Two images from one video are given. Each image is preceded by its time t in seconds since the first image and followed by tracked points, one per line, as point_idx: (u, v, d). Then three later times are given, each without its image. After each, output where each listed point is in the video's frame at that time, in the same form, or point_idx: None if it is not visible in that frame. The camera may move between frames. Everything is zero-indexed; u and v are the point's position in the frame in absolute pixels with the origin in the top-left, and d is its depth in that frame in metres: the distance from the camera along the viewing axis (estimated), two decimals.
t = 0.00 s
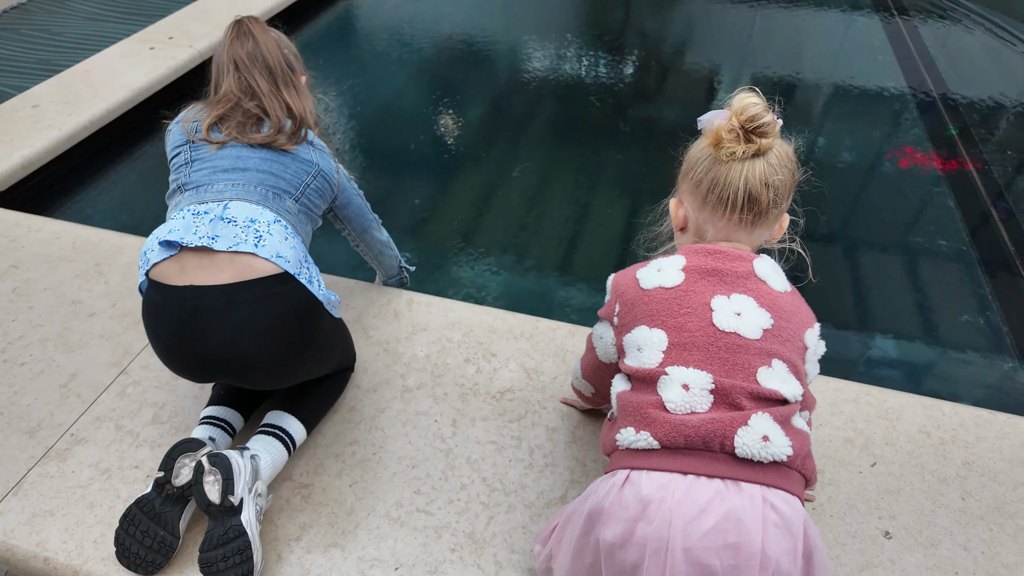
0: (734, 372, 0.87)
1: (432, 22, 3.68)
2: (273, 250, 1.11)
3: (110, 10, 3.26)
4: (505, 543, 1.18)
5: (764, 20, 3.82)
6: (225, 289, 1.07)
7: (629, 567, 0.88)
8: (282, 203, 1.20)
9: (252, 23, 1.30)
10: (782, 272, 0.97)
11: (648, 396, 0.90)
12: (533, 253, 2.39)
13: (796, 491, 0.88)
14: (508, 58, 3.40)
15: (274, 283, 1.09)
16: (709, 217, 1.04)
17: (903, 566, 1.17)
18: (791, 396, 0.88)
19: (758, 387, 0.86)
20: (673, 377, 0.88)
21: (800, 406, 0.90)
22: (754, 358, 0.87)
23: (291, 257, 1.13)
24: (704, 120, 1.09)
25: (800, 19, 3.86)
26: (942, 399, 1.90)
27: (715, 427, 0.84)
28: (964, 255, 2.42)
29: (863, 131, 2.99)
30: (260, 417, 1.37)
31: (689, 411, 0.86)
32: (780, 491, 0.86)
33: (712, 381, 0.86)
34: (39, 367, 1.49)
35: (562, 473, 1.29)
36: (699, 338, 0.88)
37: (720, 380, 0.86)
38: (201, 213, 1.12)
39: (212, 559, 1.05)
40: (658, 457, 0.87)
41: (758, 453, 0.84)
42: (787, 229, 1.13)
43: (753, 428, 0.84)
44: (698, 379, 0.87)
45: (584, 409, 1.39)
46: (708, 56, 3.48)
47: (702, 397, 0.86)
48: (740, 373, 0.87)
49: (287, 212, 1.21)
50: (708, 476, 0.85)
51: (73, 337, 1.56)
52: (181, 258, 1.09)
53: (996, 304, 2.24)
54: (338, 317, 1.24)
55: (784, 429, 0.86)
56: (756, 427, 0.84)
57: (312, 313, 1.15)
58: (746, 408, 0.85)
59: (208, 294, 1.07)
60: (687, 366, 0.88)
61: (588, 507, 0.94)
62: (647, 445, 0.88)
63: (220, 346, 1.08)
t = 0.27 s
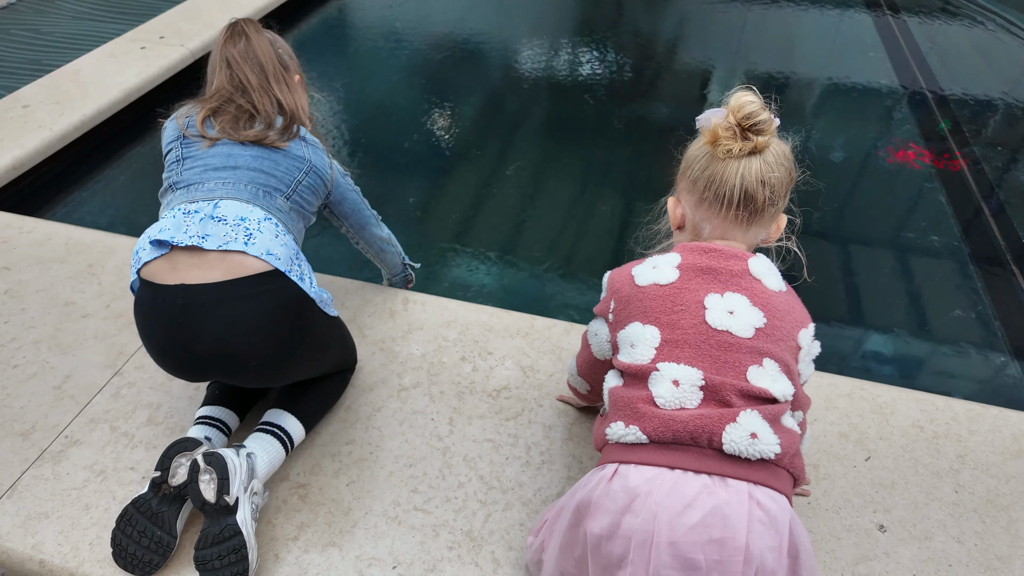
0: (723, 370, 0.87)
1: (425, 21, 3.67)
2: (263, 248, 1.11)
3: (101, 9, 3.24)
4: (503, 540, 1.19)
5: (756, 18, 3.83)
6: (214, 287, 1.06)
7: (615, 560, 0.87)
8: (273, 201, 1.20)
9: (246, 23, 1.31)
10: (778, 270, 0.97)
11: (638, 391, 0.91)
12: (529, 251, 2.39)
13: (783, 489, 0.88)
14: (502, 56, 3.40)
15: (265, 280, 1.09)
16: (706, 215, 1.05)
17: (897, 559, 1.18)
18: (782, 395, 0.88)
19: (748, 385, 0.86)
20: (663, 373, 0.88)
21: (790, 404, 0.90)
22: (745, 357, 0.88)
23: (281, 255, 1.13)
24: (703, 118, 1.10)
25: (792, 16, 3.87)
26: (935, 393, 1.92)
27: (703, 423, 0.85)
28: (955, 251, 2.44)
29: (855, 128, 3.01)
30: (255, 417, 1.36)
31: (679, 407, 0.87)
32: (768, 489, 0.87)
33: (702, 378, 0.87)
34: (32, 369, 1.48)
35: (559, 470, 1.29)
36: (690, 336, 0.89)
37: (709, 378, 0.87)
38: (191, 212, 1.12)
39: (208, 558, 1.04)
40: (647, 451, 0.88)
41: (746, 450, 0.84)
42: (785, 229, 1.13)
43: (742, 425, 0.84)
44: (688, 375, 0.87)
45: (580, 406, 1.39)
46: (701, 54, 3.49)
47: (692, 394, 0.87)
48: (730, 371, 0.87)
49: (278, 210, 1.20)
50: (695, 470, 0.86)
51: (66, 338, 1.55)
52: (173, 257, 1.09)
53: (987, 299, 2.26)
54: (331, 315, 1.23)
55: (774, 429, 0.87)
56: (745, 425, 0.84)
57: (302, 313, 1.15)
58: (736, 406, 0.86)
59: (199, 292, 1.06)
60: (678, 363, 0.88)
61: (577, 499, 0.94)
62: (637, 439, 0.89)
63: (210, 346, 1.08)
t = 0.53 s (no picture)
0: (714, 378, 0.86)
1: (416, 19, 3.65)
2: (247, 252, 1.09)
3: (89, 9, 3.21)
4: (497, 540, 1.18)
5: (748, 15, 3.84)
6: (199, 293, 1.05)
7: (603, 569, 0.88)
8: (260, 206, 1.18)
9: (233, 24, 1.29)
10: (772, 275, 0.96)
11: (627, 399, 0.91)
12: (523, 249, 2.39)
13: (774, 500, 0.88)
14: (494, 54, 3.39)
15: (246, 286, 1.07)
16: (703, 220, 1.04)
17: (891, 553, 1.19)
18: (771, 405, 0.87)
19: (738, 394, 0.86)
20: (652, 381, 0.87)
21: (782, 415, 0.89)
22: (736, 366, 0.87)
23: (267, 260, 1.12)
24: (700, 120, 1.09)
25: (783, 13, 3.87)
26: (928, 388, 1.92)
27: (691, 433, 0.84)
28: (947, 245, 2.45)
29: (846, 124, 3.01)
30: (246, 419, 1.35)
31: (667, 415, 0.86)
32: (756, 501, 0.86)
33: (691, 386, 0.86)
34: (20, 372, 1.47)
35: (552, 469, 1.29)
36: (681, 343, 0.88)
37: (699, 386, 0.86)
38: (176, 216, 1.11)
39: (195, 562, 1.03)
40: (636, 460, 0.88)
41: (735, 461, 0.83)
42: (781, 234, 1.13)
43: (732, 435, 0.84)
44: (677, 383, 0.86)
45: (574, 404, 1.39)
46: (693, 51, 3.49)
47: (681, 403, 0.86)
48: (720, 380, 0.87)
49: (265, 215, 1.19)
50: (684, 481, 0.86)
51: (55, 341, 1.53)
52: (157, 262, 1.08)
53: (979, 294, 2.27)
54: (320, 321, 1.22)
55: (765, 439, 0.86)
56: (735, 435, 0.84)
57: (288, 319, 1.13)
58: (726, 416, 0.85)
59: (183, 299, 1.05)
60: (667, 371, 0.87)
61: (566, 508, 0.95)
62: (625, 448, 0.88)
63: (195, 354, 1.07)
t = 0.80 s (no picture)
0: (711, 421, 0.86)
1: (406, 16, 3.64)
2: (208, 252, 1.07)
3: (75, 10, 3.18)
4: (491, 539, 1.18)
5: (738, 9, 3.83)
6: (160, 296, 1.04)
7: None
8: (212, 203, 1.16)
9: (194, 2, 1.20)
10: (777, 306, 0.95)
11: (621, 441, 0.90)
12: (516, 246, 2.38)
13: (770, 553, 0.87)
14: (485, 51, 3.37)
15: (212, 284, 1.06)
16: (715, 249, 1.01)
17: (885, 545, 1.19)
18: (770, 452, 0.87)
19: (736, 440, 0.86)
20: (646, 424, 0.87)
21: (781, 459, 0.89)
22: (735, 408, 0.87)
23: (228, 257, 1.09)
24: (709, 140, 1.04)
25: (773, 7, 3.87)
26: (921, 379, 1.93)
27: (686, 483, 0.84)
28: (939, 237, 2.46)
29: (837, 118, 3.02)
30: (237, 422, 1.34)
31: (662, 461, 0.86)
32: (756, 555, 0.86)
33: (686, 431, 0.86)
34: (7, 377, 1.45)
35: (546, 467, 1.29)
36: (677, 382, 0.88)
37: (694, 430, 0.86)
38: (127, 219, 1.09)
39: (195, 570, 1.02)
40: (626, 507, 0.87)
41: (731, 513, 0.83)
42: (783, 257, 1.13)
43: (728, 486, 0.83)
44: (672, 428, 0.86)
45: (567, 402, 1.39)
46: (684, 46, 3.48)
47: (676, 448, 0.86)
48: (718, 424, 0.86)
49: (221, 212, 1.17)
50: (675, 534, 0.85)
51: (43, 345, 1.52)
52: (113, 265, 1.05)
53: (970, 285, 2.27)
54: (297, 311, 1.21)
55: (763, 489, 0.86)
56: (731, 486, 0.83)
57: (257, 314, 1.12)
58: (724, 464, 0.85)
59: (144, 303, 1.04)
60: (662, 413, 0.87)
61: (551, 552, 0.94)
62: (616, 493, 0.88)
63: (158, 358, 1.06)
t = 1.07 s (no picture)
0: (717, 489, 0.82)
1: (396, 13, 3.62)
2: (97, 247, 1.03)
3: (61, 10, 3.15)
4: (487, 537, 1.18)
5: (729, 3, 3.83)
6: (61, 290, 1.04)
7: None
8: (116, 189, 1.07)
9: None
10: (786, 355, 0.90)
11: (617, 507, 0.85)
12: (510, 243, 2.38)
13: None
14: (476, 48, 3.36)
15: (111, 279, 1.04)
16: (730, 298, 0.91)
17: (880, 537, 1.20)
18: (772, 518, 0.84)
19: (743, 511, 0.82)
20: (649, 496, 0.83)
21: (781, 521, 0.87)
22: (741, 475, 0.83)
23: (118, 252, 1.04)
24: (732, 175, 0.90)
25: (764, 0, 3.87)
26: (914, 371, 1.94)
27: (688, 563, 0.81)
28: (930, 229, 2.47)
29: (828, 111, 3.02)
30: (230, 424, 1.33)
31: (661, 537, 0.82)
32: None
33: (692, 506, 0.82)
34: None
35: (542, 464, 1.29)
36: (682, 444, 0.83)
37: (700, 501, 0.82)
38: (44, 210, 1.08)
39: None
40: None
41: None
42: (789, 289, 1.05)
43: (728, 565, 0.81)
44: (676, 501, 0.82)
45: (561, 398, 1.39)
46: (676, 40, 3.48)
47: (679, 524, 0.82)
48: (723, 493, 0.83)
49: (129, 199, 1.08)
50: None
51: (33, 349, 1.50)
52: (32, 257, 1.07)
53: (961, 276, 2.29)
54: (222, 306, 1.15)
55: (761, 560, 0.84)
56: (731, 564, 0.81)
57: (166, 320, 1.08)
58: (726, 539, 0.82)
59: (49, 295, 1.04)
60: (666, 483, 0.83)
61: None
62: (608, 568, 0.85)
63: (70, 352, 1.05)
